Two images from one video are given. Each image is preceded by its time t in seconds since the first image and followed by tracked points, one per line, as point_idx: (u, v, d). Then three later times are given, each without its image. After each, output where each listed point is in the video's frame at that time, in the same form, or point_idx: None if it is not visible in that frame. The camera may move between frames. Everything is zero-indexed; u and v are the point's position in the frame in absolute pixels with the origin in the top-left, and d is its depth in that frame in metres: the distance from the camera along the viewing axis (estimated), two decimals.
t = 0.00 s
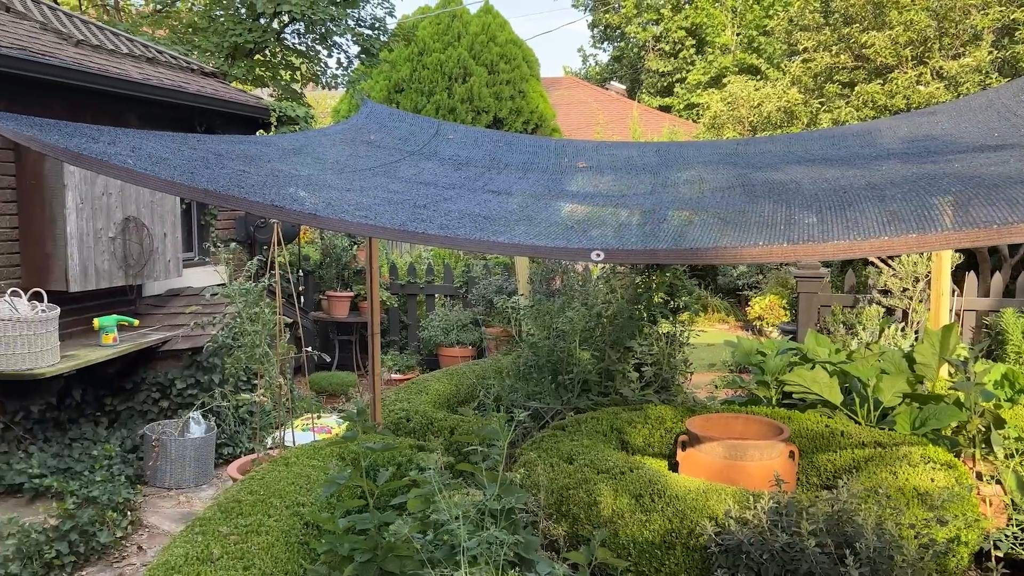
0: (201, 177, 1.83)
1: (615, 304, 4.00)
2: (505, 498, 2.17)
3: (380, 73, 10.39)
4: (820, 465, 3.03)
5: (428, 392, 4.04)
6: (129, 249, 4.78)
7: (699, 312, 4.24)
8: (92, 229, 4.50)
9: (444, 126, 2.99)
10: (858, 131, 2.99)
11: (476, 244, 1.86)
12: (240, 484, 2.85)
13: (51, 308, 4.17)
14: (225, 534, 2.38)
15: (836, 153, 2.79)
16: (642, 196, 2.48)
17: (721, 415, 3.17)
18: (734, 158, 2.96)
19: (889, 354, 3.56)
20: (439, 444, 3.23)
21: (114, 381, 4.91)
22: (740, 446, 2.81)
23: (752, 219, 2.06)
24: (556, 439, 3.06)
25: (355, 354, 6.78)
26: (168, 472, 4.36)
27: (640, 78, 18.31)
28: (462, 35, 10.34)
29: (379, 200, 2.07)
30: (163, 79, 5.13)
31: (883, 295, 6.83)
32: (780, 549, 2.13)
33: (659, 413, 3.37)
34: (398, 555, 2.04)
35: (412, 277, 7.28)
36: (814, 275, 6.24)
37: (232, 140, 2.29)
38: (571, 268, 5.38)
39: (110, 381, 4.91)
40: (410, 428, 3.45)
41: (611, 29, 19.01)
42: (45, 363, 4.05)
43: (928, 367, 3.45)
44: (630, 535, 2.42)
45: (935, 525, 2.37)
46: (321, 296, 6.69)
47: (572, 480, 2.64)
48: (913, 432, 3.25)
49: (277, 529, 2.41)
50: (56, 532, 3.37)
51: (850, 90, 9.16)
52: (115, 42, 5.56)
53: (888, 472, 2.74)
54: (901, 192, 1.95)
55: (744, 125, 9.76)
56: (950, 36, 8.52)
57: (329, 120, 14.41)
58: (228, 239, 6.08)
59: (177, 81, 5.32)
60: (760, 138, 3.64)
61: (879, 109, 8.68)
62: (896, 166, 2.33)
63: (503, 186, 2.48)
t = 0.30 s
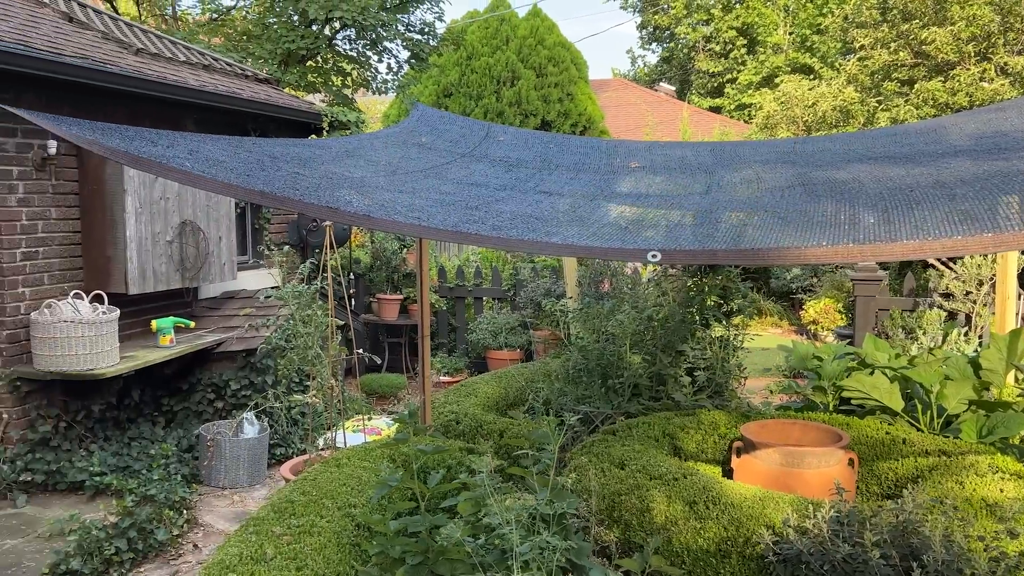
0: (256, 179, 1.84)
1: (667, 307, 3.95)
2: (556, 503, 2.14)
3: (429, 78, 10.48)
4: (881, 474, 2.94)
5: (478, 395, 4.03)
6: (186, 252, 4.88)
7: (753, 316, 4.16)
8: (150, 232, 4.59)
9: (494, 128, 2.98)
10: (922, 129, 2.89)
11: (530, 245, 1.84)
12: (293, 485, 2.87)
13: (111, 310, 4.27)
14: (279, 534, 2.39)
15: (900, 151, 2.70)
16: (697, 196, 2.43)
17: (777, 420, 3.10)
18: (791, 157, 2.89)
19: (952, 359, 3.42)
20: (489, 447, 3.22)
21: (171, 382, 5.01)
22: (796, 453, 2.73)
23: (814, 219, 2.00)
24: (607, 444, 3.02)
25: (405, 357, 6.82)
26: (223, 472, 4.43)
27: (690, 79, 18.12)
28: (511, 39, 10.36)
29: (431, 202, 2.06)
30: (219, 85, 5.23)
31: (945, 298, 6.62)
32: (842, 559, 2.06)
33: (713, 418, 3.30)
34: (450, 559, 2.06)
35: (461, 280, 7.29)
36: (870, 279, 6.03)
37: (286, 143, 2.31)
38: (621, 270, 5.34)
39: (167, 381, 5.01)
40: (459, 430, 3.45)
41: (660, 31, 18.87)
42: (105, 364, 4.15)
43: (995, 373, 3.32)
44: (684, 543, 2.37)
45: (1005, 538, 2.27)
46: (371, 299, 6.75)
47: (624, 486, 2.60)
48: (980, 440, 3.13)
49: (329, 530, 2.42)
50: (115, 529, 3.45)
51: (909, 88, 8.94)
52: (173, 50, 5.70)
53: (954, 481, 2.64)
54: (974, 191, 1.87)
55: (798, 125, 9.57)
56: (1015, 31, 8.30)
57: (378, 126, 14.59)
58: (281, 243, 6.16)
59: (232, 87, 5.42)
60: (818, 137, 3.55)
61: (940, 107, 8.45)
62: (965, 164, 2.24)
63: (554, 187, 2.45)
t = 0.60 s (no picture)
0: (308, 184, 1.85)
1: (721, 311, 3.87)
2: (608, 512, 2.10)
3: (479, 82, 10.52)
4: (947, 485, 2.84)
5: (528, 399, 4.00)
6: (241, 256, 4.96)
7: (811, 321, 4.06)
8: (207, 237, 4.68)
9: (545, 131, 2.95)
10: (992, 126, 2.78)
11: (583, 249, 1.80)
12: (345, 487, 2.88)
13: (169, 313, 4.36)
14: (330, 538, 2.40)
15: (969, 150, 2.59)
16: (753, 198, 2.37)
17: (838, 428, 3.00)
18: (853, 157, 2.80)
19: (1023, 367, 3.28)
20: (539, 452, 3.19)
21: (226, 383, 5.10)
22: (858, 462, 2.64)
23: (878, 222, 1.93)
24: (660, 451, 2.97)
25: (455, 359, 6.83)
26: (277, 473, 4.49)
27: (743, 79, 17.84)
28: (561, 41, 10.33)
29: (481, 205, 2.04)
30: (274, 92, 5.31)
31: (1012, 302, 6.38)
32: None
33: (769, 426, 3.22)
34: (500, 566, 2.07)
35: (511, 283, 7.29)
36: (935, 280, 5.94)
37: (337, 147, 2.32)
38: (673, 274, 5.26)
39: (223, 383, 5.10)
40: (510, 435, 3.43)
41: (713, 30, 18.64)
42: (163, 366, 4.24)
43: None
44: (739, 554, 2.30)
45: None
46: (422, 301, 6.78)
47: (677, 494, 2.54)
48: None
49: (379, 534, 2.42)
50: (173, 528, 3.52)
51: (974, 84, 8.81)
52: (230, 57, 5.81)
53: None
54: None
55: (856, 124, 9.33)
56: None
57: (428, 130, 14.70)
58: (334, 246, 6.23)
59: (286, 93, 5.50)
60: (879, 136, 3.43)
61: (1007, 104, 8.25)
62: None
63: (606, 189, 2.41)
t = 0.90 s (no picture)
0: (354, 188, 1.84)
1: (777, 314, 3.78)
2: (659, 521, 2.05)
3: (530, 83, 10.50)
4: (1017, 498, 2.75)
5: (577, 402, 3.96)
6: (294, 258, 5.03)
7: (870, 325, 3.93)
8: (261, 239, 4.74)
9: (594, 131, 2.91)
10: None
11: (633, 251, 1.75)
12: (393, 489, 2.88)
13: (224, 314, 4.43)
14: (378, 540, 2.40)
15: None
16: (811, 198, 2.29)
17: (899, 436, 2.89)
18: (916, 154, 2.69)
19: None
20: (589, 457, 3.15)
21: (279, 383, 5.16)
22: (920, 472, 2.54)
23: (944, 222, 1.84)
24: (713, 457, 2.90)
25: (504, 361, 6.82)
26: (328, 473, 4.52)
27: (799, 76, 17.46)
28: (612, 40, 10.24)
29: (528, 207, 2.01)
30: (326, 96, 5.36)
31: None
32: None
33: (827, 433, 3.12)
34: (548, 573, 2.03)
35: (560, 285, 7.25)
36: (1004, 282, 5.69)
37: (384, 149, 2.31)
38: (726, 275, 5.16)
39: (277, 383, 5.18)
40: (558, 439, 3.39)
41: (768, 27, 18.30)
42: (218, 366, 4.31)
43: None
44: (796, 565, 2.25)
45: None
46: (472, 303, 6.78)
47: (731, 502, 2.47)
48: None
49: (427, 538, 2.41)
50: (226, 527, 3.57)
51: None
52: (284, 62, 5.89)
53: None
54: None
55: (919, 120, 9.05)
56: None
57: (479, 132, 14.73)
58: (386, 248, 6.27)
59: (338, 97, 5.55)
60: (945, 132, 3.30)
61: None
62: None
63: (657, 189, 2.36)
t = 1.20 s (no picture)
0: (397, 188, 1.82)
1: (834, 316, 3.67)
2: (710, 528, 1.99)
3: (579, 82, 10.44)
4: None
5: (626, 404, 3.90)
6: (344, 258, 5.07)
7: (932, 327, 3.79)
8: (311, 240, 4.79)
9: (643, 129, 2.85)
10: None
11: (681, 250, 1.70)
12: (440, 490, 2.87)
13: (275, 314, 4.48)
14: (424, 542, 2.39)
15: None
16: (869, 196, 2.20)
17: (964, 443, 2.77)
18: (982, 149, 2.58)
19: None
20: (638, 460, 3.10)
21: (330, 381, 5.21)
22: (985, 481, 2.43)
23: (1014, 220, 1.75)
24: (766, 463, 2.82)
25: (553, 361, 6.78)
26: (378, 472, 4.55)
27: (857, 72, 17.03)
28: (664, 38, 10.13)
29: (574, 206, 1.97)
30: (376, 97, 5.40)
31: None
32: None
33: (885, 438, 3.03)
34: None
35: (610, 285, 7.17)
36: None
37: (429, 149, 2.30)
38: (780, 275, 5.04)
39: (327, 382, 5.23)
40: (607, 441, 3.35)
41: (823, 22, 17.90)
42: (270, 365, 4.37)
43: None
44: None
45: None
46: (520, 303, 6.76)
47: (784, 510, 2.39)
48: None
49: (473, 540, 2.39)
50: (276, 524, 3.62)
51: None
52: (334, 64, 5.95)
53: None
54: None
55: (983, 116, 8.74)
56: None
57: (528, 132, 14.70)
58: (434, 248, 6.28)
59: (388, 98, 5.58)
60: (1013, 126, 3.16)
61: None
62: None
63: (708, 187, 2.30)
